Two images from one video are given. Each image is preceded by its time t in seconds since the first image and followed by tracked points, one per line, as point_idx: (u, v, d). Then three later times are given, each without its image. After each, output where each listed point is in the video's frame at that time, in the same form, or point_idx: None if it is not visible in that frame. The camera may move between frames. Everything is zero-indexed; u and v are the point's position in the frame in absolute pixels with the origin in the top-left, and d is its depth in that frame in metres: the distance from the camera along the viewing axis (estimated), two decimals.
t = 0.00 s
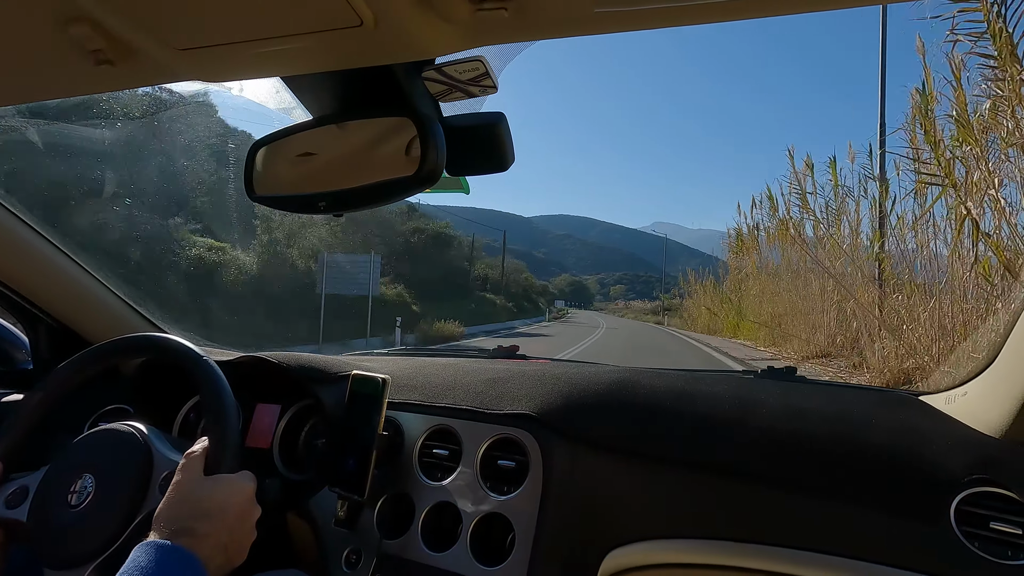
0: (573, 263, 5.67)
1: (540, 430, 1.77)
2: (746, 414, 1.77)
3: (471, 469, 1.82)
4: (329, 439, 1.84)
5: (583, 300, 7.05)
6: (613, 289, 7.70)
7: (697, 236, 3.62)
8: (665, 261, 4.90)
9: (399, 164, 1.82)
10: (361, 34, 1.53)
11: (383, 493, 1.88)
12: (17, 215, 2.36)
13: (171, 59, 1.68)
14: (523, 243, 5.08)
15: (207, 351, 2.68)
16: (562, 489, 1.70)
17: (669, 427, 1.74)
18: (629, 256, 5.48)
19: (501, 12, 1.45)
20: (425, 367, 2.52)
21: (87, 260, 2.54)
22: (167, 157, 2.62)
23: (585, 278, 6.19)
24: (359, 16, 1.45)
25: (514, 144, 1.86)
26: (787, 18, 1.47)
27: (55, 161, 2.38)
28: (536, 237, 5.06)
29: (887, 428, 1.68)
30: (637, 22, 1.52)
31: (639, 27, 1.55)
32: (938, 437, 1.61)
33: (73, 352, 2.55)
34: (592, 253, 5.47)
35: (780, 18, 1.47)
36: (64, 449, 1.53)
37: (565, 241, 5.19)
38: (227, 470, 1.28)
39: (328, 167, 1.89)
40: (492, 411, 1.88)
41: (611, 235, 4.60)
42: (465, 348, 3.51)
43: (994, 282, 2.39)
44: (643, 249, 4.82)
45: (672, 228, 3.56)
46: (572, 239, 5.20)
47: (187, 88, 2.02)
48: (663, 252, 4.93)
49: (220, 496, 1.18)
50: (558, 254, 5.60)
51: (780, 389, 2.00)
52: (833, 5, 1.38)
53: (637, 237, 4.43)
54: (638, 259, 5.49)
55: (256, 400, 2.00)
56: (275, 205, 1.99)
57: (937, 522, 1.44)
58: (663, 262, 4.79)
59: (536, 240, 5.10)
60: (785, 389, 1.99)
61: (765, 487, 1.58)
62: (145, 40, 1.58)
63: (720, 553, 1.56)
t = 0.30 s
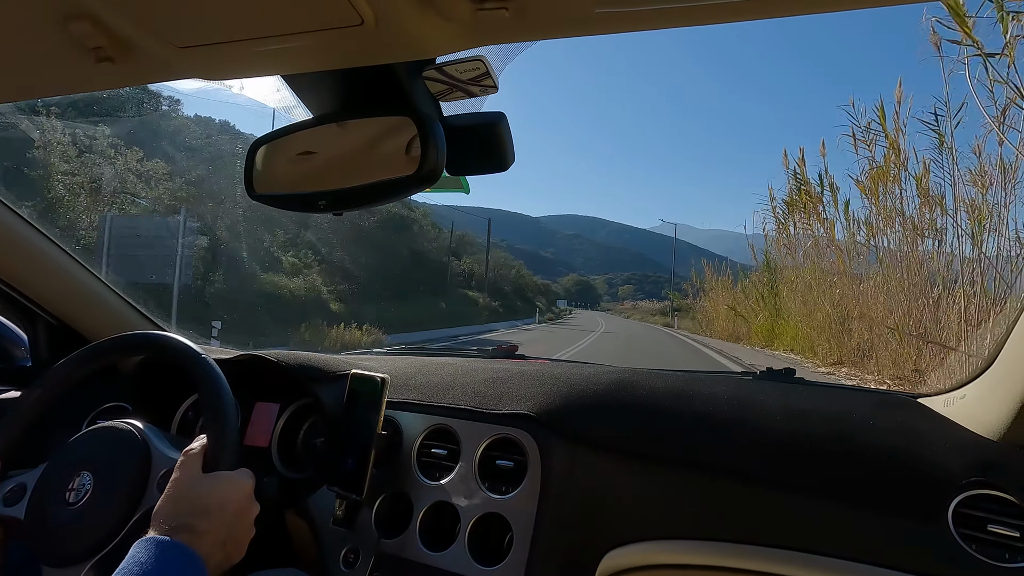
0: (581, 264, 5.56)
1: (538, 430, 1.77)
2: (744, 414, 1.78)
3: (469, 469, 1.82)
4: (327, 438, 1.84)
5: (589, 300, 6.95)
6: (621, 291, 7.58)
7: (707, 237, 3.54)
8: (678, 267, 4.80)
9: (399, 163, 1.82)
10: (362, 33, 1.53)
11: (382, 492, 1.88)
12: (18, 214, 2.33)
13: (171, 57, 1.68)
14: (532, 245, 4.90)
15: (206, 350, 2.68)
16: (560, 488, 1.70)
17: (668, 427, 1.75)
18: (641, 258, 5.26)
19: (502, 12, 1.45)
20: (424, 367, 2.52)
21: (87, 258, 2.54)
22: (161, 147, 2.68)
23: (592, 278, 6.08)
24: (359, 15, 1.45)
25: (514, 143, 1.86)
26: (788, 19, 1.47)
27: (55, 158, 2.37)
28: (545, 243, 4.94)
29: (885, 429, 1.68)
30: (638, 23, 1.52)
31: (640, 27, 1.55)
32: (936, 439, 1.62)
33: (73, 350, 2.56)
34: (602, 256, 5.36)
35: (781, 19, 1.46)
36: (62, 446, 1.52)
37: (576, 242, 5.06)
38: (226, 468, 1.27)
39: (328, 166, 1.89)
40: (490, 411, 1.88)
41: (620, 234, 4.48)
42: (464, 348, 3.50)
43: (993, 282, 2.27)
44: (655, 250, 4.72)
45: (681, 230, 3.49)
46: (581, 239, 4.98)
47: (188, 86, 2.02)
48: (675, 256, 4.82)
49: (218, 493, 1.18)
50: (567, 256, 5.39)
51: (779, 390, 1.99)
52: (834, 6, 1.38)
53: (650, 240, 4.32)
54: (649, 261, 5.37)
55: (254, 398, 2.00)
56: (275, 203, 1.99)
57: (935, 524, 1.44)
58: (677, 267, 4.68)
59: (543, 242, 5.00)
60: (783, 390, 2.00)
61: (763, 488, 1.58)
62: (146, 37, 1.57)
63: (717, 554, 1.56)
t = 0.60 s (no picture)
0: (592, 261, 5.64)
1: (538, 430, 1.77)
2: (745, 414, 1.78)
3: (469, 469, 1.82)
4: (327, 439, 1.84)
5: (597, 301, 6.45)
6: (633, 293, 7.25)
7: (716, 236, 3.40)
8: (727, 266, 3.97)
9: (399, 164, 1.81)
10: (361, 33, 1.53)
11: (383, 492, 1.88)
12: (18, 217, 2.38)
13: (170, 58, 1.68)
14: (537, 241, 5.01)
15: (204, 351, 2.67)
16: (560, 489, 1.70)
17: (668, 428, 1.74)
18: (649, 256, 5.33)
19: (501, 12, 1.45)
20: (425, 367, 2.52)
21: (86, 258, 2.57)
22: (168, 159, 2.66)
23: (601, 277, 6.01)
24: (358, 16, 1.45)
25: (513, 144, 1.86)
26: (789, 18, 1.46)
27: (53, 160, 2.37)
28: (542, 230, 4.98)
29: (885, 429, 1.68)
30: (637, 23, 1.52)
31: (639, 28, 1.55)
32: (936, 439, 1.62)
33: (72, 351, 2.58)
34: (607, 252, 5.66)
35: (781, 19, 1.46)
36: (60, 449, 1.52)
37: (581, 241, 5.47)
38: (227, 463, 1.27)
39: (328, 167, 1.89)
40: (491, 411, 1.88)
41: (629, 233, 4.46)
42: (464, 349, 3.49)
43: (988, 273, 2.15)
44: (661, 248, 4.71)
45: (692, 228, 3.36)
46: (589, 238, 5.43)
47: (187, 87, 2.02)
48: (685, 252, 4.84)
49: (221, 479, 1.16)
50: (575, 253, 5.57)
51: (779, 390, 2.00)
52: (835, 5, 1.38)
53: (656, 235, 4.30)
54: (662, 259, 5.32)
55: (254, 400, 2.00)
56: (275, 204, 1.99)
57: (935, 523, 1.44)
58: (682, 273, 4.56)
59: (551, 242, 5.23)
60: (783, 390, 2.00)
61: (763, 488, 1.58)
62: (145, 38, 1.57)
63: (718, 554, 1.56)
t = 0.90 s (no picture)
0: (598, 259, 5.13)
1: (535, 429, 1.77)
2: (741, 413, 1.78)
3: (466, 468, 1.82)
4: (323, 437, 1.83)
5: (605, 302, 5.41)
6: (640, 293, 5.86)
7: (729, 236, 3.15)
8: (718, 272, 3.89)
9: (395, 163, 1.81)
10: (358, 32, 1.53)
11: (379, 491, 1.88)
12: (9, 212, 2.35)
13: (166, 55, 1.67)
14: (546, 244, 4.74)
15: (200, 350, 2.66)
16: (556, 488, 1.70)
17: (664, 427, 1.75)
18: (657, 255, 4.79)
19: (498, 11, 1.45)
20: (421, 366, 2.52)
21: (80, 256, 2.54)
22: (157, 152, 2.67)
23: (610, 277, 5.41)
24: (356, 14, 1.45)
25: (511, 143, 1.85)
26: (788, 18, 1.46)
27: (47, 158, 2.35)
28: (531, 224, 4.40)
29: (880, 428, 1.69)
30: (635, 22, 1.52)
31: (636, 27, 1.55)
32: (930, 438, 1.63)
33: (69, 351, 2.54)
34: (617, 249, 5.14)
35: (778, 19, 1.46)
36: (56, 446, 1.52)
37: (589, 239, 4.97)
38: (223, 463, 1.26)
39: (325, 163, 1.89)
40: (487, 410, 1.88)
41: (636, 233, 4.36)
42: (461, 348, 3.48)
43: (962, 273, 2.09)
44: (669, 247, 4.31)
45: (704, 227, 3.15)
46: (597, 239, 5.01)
47: (183, 85, 2.01)
48: (697, 255, 4.52)
49: (217, 480, 1.16)
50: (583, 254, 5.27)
51: (776, 389, 2.00)
52: (835, 5, 1.37)
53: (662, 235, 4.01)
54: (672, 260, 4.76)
55: (250, 398, 2.00)
56: (271, 202, 1.98)
57: (929, 523, 1.45)
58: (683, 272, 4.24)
59: (559, 241, 4.83)
60: (779, 389, 2.01)
61: (757, 487, 1.59)
62: (142, 35, 1.57)
63: (712, 553, 1.56)
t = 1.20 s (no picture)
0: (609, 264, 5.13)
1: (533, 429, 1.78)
2: (737, 412, 1.79)
3: (464, 468, 1.82)
4: (321, 438, 1.83)
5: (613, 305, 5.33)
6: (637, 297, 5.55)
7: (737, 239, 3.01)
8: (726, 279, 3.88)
9: (393, 163, 1.81)
10: (355, 32, 1.53)
11: (377, 491, 1.88)
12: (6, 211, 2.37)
13: (162, 54, 1.67)
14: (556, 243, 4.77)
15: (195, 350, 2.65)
16: (553, 487, 1.70)
17: (661, 426, 1.75)
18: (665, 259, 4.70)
19: (496, 11, 1.45)
20: (418, 366, 2.51)
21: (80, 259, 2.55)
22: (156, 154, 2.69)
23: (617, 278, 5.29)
24: (353, 14, 1.45)
25: (508, 143, 1.86)
26: (784, 18, 1.47)
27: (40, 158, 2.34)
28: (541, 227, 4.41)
29: (875, 426, 1.70)
30: (631, 22, 1.52)
31: (633, 27, 1.56)
32: (925, 436, 1.63)
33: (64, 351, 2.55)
34: (627, 251, 5.00)
35: (774, 19, 1.47)
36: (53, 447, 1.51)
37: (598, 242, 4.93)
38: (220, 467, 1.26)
39: (323, 162, 1.89)
40: (485, 410, 1.88)
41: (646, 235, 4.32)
42: (458, 348, 3.47)
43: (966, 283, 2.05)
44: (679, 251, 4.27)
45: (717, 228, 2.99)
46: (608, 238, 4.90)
47: (180, 84, 2.01)
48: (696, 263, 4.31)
49: (213, 484, 1.16)
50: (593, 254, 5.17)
51: (774, 389, 2.00)
52: (832, 5, 1.38)
53: (672, 237, 4.02)
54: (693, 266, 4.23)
55: (248, 399, 2.00)
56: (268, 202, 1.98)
57: (925, 521, 1.45)
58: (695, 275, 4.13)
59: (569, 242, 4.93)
60: (775, 388, 2.01)
61: (754, 486, 1.59)
62: (138, 35, 1.56)
63: (709, 552, 1.56)
